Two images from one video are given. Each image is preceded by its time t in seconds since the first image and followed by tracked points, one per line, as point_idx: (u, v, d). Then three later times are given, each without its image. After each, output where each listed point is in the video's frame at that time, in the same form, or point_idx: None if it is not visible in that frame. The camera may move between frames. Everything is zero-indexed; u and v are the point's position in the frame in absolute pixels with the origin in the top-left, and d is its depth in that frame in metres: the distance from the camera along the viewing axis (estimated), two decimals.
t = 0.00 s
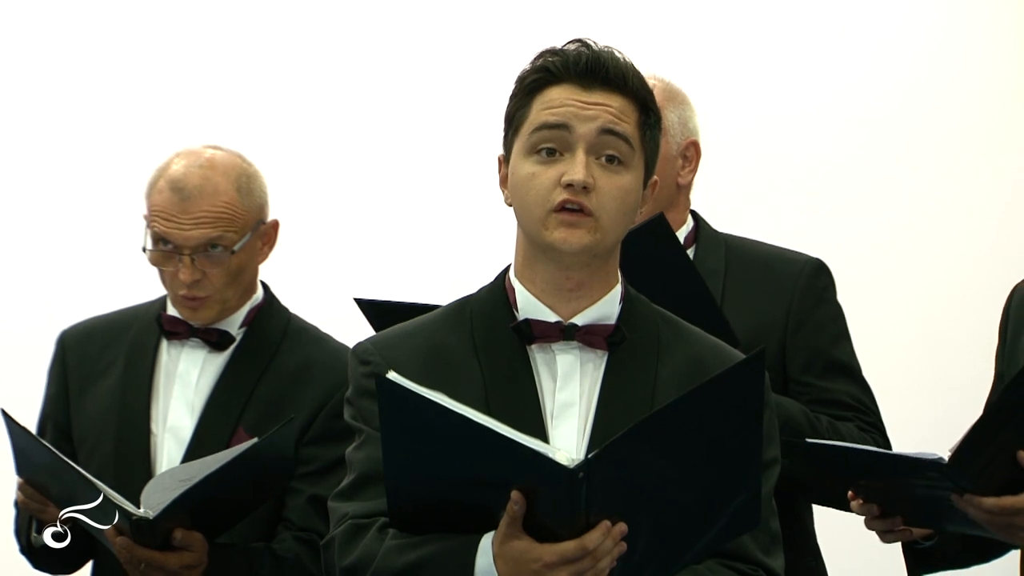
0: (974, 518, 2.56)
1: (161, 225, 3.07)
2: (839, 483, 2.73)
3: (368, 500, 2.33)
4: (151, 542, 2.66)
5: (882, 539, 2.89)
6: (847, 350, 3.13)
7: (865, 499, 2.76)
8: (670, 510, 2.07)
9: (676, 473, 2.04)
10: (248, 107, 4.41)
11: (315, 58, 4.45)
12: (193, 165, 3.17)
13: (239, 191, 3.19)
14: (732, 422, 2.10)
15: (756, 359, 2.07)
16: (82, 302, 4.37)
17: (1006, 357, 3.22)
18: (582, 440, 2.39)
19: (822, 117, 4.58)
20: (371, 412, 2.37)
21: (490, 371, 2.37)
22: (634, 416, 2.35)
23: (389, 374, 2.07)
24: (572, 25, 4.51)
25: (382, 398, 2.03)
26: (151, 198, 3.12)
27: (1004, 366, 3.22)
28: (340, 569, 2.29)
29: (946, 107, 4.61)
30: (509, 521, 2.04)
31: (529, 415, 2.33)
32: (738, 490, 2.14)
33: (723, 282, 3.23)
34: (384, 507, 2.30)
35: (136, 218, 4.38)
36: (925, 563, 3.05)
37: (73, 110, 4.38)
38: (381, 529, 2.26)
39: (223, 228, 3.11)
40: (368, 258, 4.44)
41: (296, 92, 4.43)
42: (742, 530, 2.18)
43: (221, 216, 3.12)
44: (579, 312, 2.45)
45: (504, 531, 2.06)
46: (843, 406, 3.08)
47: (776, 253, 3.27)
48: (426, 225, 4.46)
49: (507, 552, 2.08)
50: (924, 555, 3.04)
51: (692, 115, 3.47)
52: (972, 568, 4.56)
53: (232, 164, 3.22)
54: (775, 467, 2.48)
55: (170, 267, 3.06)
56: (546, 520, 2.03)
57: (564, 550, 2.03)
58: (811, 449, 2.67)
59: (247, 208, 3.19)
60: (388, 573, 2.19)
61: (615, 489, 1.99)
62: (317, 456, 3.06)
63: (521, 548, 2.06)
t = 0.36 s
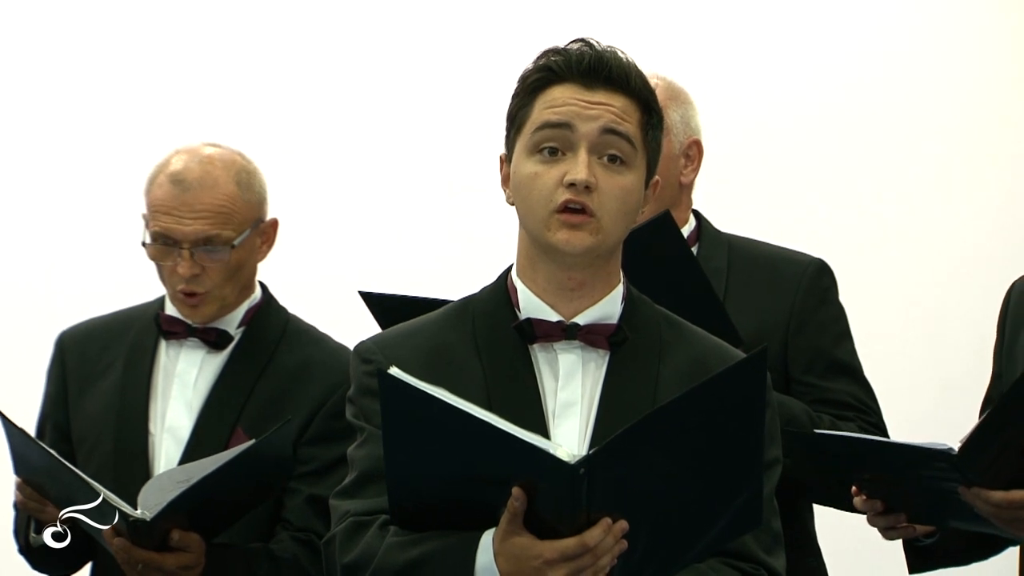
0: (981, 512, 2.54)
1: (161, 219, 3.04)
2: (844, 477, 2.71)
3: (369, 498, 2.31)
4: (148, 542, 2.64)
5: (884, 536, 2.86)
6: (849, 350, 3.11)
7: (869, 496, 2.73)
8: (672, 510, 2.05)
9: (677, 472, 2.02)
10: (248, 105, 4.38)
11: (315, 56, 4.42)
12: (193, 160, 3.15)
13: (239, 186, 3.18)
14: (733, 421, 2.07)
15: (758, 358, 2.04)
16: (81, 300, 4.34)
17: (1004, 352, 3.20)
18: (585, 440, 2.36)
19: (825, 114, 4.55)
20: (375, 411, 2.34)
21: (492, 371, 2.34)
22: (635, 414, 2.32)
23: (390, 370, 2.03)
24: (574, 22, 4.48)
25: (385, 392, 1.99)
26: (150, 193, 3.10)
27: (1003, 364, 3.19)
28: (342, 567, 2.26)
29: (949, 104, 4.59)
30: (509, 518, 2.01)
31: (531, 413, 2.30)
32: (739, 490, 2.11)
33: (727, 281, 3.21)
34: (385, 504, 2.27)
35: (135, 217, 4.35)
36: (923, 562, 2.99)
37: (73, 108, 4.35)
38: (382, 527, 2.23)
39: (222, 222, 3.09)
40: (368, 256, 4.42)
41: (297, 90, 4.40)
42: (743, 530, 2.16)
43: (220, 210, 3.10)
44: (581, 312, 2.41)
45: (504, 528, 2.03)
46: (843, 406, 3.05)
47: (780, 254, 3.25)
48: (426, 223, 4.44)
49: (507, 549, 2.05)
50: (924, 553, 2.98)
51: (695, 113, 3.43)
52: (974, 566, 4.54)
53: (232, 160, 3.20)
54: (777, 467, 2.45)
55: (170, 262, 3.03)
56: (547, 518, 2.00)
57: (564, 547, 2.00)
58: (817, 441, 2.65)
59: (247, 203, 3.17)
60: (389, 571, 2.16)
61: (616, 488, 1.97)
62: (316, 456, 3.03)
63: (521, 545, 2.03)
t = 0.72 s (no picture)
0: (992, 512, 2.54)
1: (159, 217, 3.03)
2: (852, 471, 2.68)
3: (369, 497, 2.27)
4: (145, 542, 2.62)
5: (892, 532, 2.84)
6: (851, 355, 3.09)
7: (879, 491, 2.71)
8: (673, 510, 2.03)
9: (677, 471, 2.00)
10: (246, 103, 4.36)
11: (313, 54, 4.39)
12: (191, 158, 3.13)
13: (238, 184, 3.15)
14: (733, 420, 2.04)
15: (757, 356, 2.02)
16: (78, 299, 4.32)
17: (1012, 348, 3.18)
18: (584, 439, 2.34)
19: (826, 111, 4.53)
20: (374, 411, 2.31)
21: (491, 371, 2.32)
22: (635, 412, 2.30)
23: (389, 369, 2.01)
24: (575, 21, 4.45)
25: (384, 393, 1.97)
26: (148, 191, 3.08)
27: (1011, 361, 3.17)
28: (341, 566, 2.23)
29: (951, 100, 4.56)
30: (508, 517, 1.99)
31: (529, 413, 2.28)
32: (738, 489, 2.09)
33: (729, 282, 3.18)
34: (384, 504, 2.24)
35: (132, 215, 4.33)
36: (929, 559, 2.96)
37: (70, 107, 4.32)
38: (381, 526, 2.20)
39: (220, 221, 3.07)
40: (367, 255, 4.39)
41: (295, 88, 4.38)
42: (742, 530, 2.12)
43: (218, 208, 3.07)
44: (581, 312, 2.39)
45: (503, 526, 2.01)
46: (843, 410, 3.02)
47: (783, 255, 3.22)
48: (425, 221, 4.42)
49: (506, 548, 2.03)
50: (930, 551, 2.95)
51: (697, 112, 3.41)
52: (975, 565, 4.53)
53: (230, 159, 3.18)
54: (777, 467, 2.43)
55: (166, 261, 3.01)
56: (546, 517, 1.98)
57: (562, 547, 1.99)
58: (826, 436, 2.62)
59: (245, 201, 3.15)
60: (388, 571, 2.14)
61: (614, 487, 1.95)
62: (313, 456, 3.01)
63: (519, 543, 2.02)
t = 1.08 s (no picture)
0: (1000, 514, 2.55)
1: (158, 216, 3.02)
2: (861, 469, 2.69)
3: (367, 495, 2.28)
4: (145, 542, 2.61)
5: (900, 530, 2.84)
6: (856, 356, 3.10)
7: (886, 488, 2.72)
8: (673, 509, 2.04)
9: (678, 470, 2.00)
10: (259, 100, 4.36)
11: (312, 54, 4.39)
12: (190, 158, 3.14)
13: (236, 183, 3.15)
14: (732, 419, 2.04)
15: (754, 354, 2.01)
16: (77, 299, 4.32)
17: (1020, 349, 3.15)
18: (582, 437, 2.35)
19: (824, 111, 4.53)
20: (372, 410, 2.32)
21: (489, 369, 2.32)
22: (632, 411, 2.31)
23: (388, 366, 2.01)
24: (573, 20, 4.45)
25: (383, 390, 1.97)
26: (147, 191, 3.08)
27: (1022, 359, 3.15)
28: (339, 564, 2.23)
29: (949, 100, 4.57)
30: (504, 514, 2.00)
31: (527, 412, 2.29)
32: (734, 489, 2.09)
33: (735, 282, 3.18)
34: (382, 502, 2.24)
35: (130, 215, 4.32)
36: (935, 557, 2.97)
37: (68, 106, 4.32)
38: (380, 523, 2.20)
39: (218, 220, 3.07)
40: (366, 254, 4.40)
41: (294, 88, 4.38)
42: (740, 530, 2.15)
43: (216, 207, 3.07)
44: (578, 312, 2.39)
45: (498, 524, 2.02)
46: (846, 411, 3.02)
47: (789, 255, 3.23)
48: (423, 221, 4.42)
49: (502, 545, 2.03)
50: (937, 549, 2.96)
51: (706, 111, 3.40)
52: (974, 565, 4.53)
53: (229, 158, 3.18)
54: (776, 466, 2.44)
55: (165, 260, 3.01)
56: (542, 513, 1.99)
57: (559, 543, 1.99)
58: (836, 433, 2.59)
59: (243, 200, 3.15)
60: (386, 569, 2.14)
61: (611, 485, 1.96)
62: (312, 456, 3.01)
63: (516, 540, 2.02)
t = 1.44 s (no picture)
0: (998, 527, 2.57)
1: (157, 215, 3.03)
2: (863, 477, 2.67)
3: (366, 495, 2.28)
4: (145, 540, 2.62)
5: (902, 537, 2.86)
6: (867, 359, 3.09)
7: (889, 496, 2.71)
8: (674, 508, 2.05)
9: (675, 467, 2.01)
10: (259, 100, 4.37)
11: (313, 54, 4.39)
12: (190, 157, 3.14)
13: (236, 182, 3.15)
14: (731, 419, 2.05)
15: (753, 354, 2.02)
16: (75, 299, 4.32)
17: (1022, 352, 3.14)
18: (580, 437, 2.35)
19: (823, 110, 4.54)
20: (371, 410, 2.32)
21: (487, 369, 2.33)
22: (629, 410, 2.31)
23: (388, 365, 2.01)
24: (573, 19, 4.46)
25: (384, 389, 1.97)
26: (147, 189, 3.08)
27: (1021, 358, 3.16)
28: (338, 563, 2.23)
29: (948, 99, 4.58)
30: (504, 513, 2.00)
31: (525, 412, 2.30)
32: (733, 488, 2.09)
33: (745, 283, 3.19)
34: (380, 502, 2.25)
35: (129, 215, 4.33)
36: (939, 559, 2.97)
37: (69, 106, 4.33)
38: (379, 523, 2.21)
39: (217, 219, 3.07)
40: (365, 254, 4.41)
41: (294, 88, 4.38)
42: (736, 530, 2.15)
43: (216, 206, 3.08)
44: (576, 311, 2.40)
45: (498, 523, 2.02)
46: (856, 416, 3.03)
47: (800, 257, 3.23)
48: (422, 221, 4.43)
49: (502, 544, 2.04)
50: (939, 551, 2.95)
51: (718, 110, 3.42)
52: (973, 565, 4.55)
53: (229, 157, 3.18)
54: (773, 464, 2.43)
55: (164, 259, 3.02)
56: (541, 512, 2.00)
57: (559, 542, 2.00)
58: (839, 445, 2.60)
59: (243, 199, 3.15)
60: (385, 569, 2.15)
61: (611, 484, 1.96)
62: (311, 456, 3.02)
63: (516, 539, 2.03)
